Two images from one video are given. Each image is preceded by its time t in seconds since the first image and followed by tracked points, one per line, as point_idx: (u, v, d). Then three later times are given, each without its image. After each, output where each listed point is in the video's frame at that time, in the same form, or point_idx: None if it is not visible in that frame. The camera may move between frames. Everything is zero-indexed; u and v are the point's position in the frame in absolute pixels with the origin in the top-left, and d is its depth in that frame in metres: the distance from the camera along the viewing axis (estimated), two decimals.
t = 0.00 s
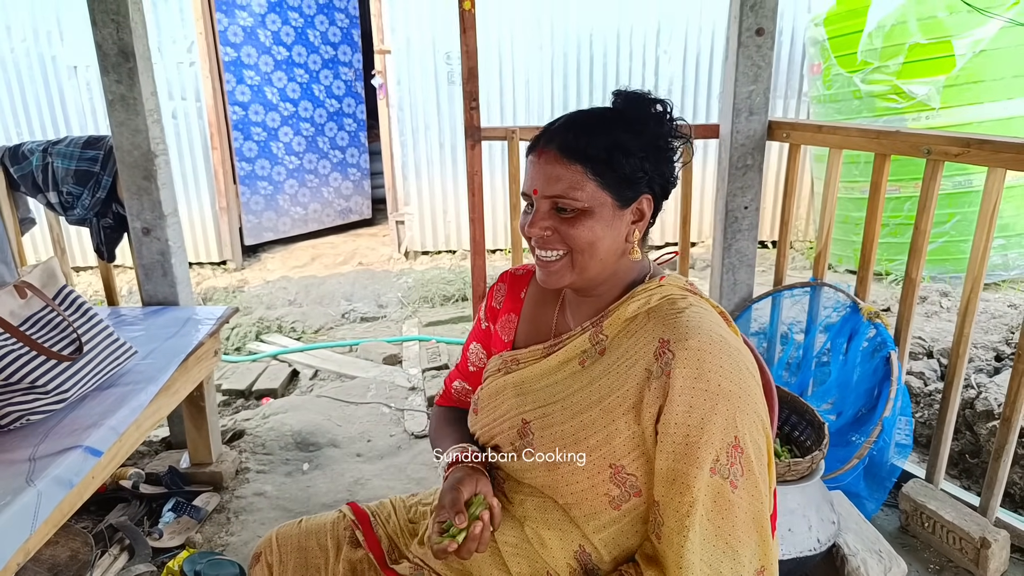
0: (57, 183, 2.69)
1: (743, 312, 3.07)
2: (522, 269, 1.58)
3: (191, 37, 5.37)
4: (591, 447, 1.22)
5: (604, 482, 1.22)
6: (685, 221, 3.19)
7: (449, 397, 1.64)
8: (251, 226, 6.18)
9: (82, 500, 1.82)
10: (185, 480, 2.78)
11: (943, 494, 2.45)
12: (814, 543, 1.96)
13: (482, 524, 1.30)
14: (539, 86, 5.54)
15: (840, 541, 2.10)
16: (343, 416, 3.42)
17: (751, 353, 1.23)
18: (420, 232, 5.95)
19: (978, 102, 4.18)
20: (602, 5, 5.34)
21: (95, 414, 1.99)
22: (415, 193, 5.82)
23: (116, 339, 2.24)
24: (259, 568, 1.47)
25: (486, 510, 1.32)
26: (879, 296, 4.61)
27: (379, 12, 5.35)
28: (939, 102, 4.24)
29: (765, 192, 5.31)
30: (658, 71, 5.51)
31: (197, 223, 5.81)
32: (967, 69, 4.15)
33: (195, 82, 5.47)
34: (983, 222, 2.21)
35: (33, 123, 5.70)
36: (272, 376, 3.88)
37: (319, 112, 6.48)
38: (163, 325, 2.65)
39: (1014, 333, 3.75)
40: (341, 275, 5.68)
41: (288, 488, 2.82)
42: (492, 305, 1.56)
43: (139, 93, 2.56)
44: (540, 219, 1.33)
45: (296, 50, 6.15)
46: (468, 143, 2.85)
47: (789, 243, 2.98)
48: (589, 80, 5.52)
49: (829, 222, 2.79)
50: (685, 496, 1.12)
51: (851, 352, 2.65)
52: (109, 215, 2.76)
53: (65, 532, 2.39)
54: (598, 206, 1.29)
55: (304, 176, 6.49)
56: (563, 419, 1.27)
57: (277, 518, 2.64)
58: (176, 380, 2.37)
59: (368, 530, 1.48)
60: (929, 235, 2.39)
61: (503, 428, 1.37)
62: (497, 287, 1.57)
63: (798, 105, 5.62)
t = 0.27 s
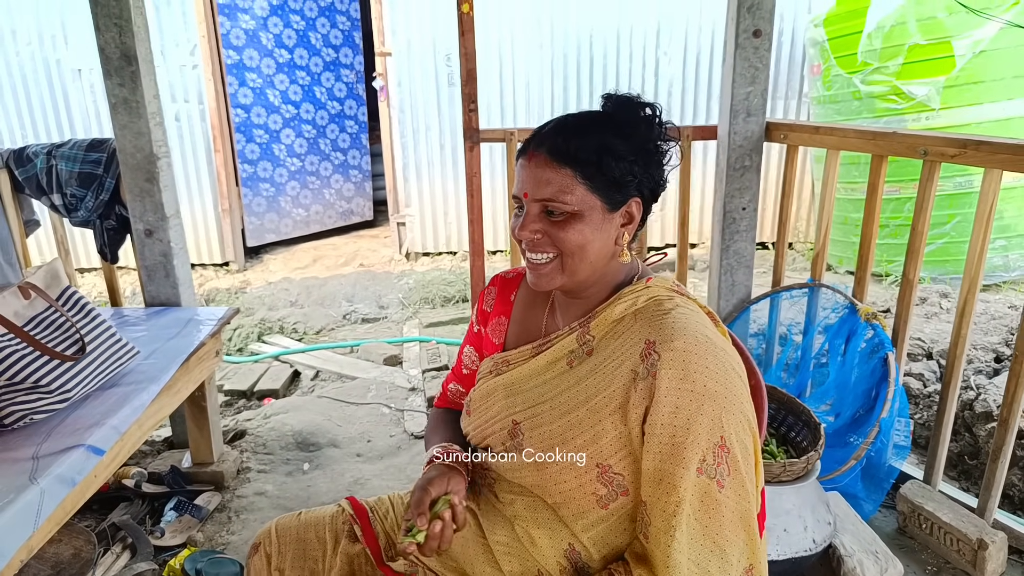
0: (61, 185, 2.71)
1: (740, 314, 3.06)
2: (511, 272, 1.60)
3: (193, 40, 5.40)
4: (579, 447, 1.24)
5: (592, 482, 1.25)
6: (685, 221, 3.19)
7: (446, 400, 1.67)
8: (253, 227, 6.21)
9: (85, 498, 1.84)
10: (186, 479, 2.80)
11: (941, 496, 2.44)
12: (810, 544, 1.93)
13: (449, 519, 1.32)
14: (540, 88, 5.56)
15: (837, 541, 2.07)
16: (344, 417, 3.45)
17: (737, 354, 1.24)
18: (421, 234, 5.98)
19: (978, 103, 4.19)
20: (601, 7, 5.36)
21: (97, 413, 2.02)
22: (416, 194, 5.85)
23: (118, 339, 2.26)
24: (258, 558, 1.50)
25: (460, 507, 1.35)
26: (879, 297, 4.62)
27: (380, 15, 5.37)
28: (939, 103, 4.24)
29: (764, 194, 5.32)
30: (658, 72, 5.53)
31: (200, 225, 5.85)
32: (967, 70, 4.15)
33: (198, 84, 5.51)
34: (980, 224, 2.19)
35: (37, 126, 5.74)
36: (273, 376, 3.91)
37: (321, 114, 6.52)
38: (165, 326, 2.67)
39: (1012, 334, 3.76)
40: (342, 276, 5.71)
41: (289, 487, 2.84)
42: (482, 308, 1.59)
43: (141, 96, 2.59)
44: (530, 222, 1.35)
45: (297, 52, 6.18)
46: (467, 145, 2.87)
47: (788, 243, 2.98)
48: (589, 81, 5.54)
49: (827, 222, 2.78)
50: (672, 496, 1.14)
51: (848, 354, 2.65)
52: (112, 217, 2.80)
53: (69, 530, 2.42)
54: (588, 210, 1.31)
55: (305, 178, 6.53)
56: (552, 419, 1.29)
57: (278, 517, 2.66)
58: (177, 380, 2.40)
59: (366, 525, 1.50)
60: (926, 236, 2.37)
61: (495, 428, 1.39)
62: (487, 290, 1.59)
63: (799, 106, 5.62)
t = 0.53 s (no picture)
0: (65, 187, 2.76)
1: (737, 319, 3.03)
2: (509, 272, 1.62)
3: (198, 43, 5.45)
4: (570, 448, 1.24)
5: (582, 482, 1.24)
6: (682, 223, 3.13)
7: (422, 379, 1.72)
8: (255, 229, 6.25)
9: (85, 494, 1.88)
10: (186, 478, 2.83)
11: (937, 501, 2.39)
12: (802, 548, 1.92)
13: (292, 442, 1.43)
14: (541, 92, 5.60)
15: (829, 544, 2.05)
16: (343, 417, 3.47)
17: (730, 359, 1.25)
18: (422, 237, 6.02)
19: (979, 109, 4.20)
20: (603, 12, 5.39)
21: (97, 412, 2.05)
22: (417, 197, 5.88)
23: (119, 339, 2.29)
24: (253, 554, 1.52)
25: (307, 451, 1.44)
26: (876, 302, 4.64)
27: (383, 19, 5.41)
28: (939, 109, 4.25)
29: (762, 200, 5.34)
30: (659, 77, 5.56)
31: (203, 226, 5.90)
32: (968, 76, 4.17)
33: (202, 87, 5.55)
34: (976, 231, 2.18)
35: (43, 127, 5.80)
36: (274, 377, 3.94)
37: (324, 117, 6.56)
38: (166, 326, 2.70)
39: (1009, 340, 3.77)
40: (343, 278, 5.75)
41: (287, 487, 2.87)
42: (476, 305, 1.60)
43: (144, 99, 2.63)
44: (529, 223, 1.38)
45: (301, 56, 6.23)
46: (466, 149, 2.91)
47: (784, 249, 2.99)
48: (591, 86, 5.57)
49: (824, 227, 2.79)
50: (662, 498, 1.14)
51: (844, 359, 2.64)
52: (115, 218, 2.83)
53: (69, 527, 2.46)
54: (586, 213, 1.33)
55: (308, 180, 6.57)
56: (544, 419, 1.29)
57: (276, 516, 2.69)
58: (177, 379, 2.42)
59: (360, 524, 1.54)
60: (922, 241, 2.36)
61: (486, 428, 1.38)
62: (483, 289, 1.61)
63: (799, 111, 5.64)
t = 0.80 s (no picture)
0: (77, 188, 2.79)
1: (739, 324, 3.03)
2: (511, 272, 1.63)
3: (210, 46, 5.51)
4: (565, 453, 1.25)
5: (576, 487, 1.24)
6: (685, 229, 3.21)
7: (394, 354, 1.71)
8: (263, 230, 6.30)
9: (90, 489, 1.90)
10: (190, 475, 2.87)
11: (937, 510, 2.38)
12: (799, 554, 1.91)
13: (196, 339, 1.44)
14: (548, 96, 5.62)
15: (827, 551, 2.04)
16: (346, 417, 3.50)
17: (726, 369, 1.26)
18: (429, 239, 6.06)
19: (986, 115, 4.17)
20: (611, 17, 5.41)
21: (104, 408, 2.08)
22: (424, 200, 5.92)
23: (126, 336, 2.33)
24: (251, 554, 1.54)
25: (204, 354, 1.45)
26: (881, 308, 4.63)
27: (392, 23, 5.45)
28: (946, 116, 4.25)
29: (764, 205, 5.35)
30: (666, 82, 5.57)
31: (212, 226, 5.95)
32: (974, 83, 4.14)
33: (213, 89, 5.62)
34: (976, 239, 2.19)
35: (57, 127, 5.87)
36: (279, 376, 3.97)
37: (332, 119, 6.61)
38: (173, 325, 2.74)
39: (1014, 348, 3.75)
40: (350, 279, 5.78)
41: (290, 486, 2.90)
42: (476, 302, 1.60)
43: (155, 102, 2.67)
44: (537, 224, 1.38)
45: (311, 58, 6.28)
46: (471, 153, 2.93)
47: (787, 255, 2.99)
48: (598, 90, 5.59)
49: (826, 233, 2.79)
50: (655, 504, 1.14)
51: (846, 365, 2.64)
52: (125, 218, 2.88)
53: (75, 522, 2.49)
54: (595, 219, 1.34)
55: (316, 182, 6.62)
56: (540, 424, 1.29)
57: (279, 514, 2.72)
58: (183, 377, 2.46)
59: (357, 524, 1.56)
60: (923, 249, 2.36)
61: (484, 430, 1.40)
62: (485, 285, 1.61)
63: (806, 117, 5.64)
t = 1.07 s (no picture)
0: (81, 192, 2.84)
1: (737, 330, 3.04)
2: (506, 280, 1.65)
3: (215, 52, 5.57)
4: (555, 459, 1.27)
5: (566, 492, 1.27)
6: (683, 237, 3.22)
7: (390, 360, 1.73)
8: (267, 234, 6.35)
9: (90, 491, 1.93)
10: (191, 477, 2.90)
11: (930, 516, 2.40)
12: (790, 559, 1.93)
13: (185, 343, 1.49)
14: (550, 103, 5.65)
15: (819, 556, 2.05)
16: (347, 421, 3.53)
17: (715, 378, 1.27)
18: (431, 244, 6.09)
19: (985, 124, 4.17)
20: (612, 25, 5.44)
21: (105, 411, 2.12)
22: (427, 205, 5.95)
23: (128, 341, 2.37)
24: (247, 567, 1.57)
25: (193, 357, 1.49)
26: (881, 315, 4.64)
27: (395, 30, 5.49)
28: (944, 125, 4.25)
29: (760, 212, 5.36)
30: (667, 89, 5.59)
31: (216, 231, 6.00)
32: (973, 92, 4.15)
33: (218, 96, 5.67)
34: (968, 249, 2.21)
35: (64, 132, 5.94)
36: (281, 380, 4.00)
37: (336, 125, 6.66)
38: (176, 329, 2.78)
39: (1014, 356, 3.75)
40: (353, 284, 5.82)
41: (290, 489, 2.93)
42: (471, 310, 1.63)
43: (159, 109, 2.71)
44: (531, 230, 1.40)
45: (315, 65, 6.34)
46: (470, 160, 2.96)
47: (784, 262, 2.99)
48: (599, 97, 5.62)
49: (823, 241, 2.81)
50: (642, 511, 1.16)
51: (840, 372, 2.66)
52: (129, 223, 2.90)
53: (76, 524, 2.53)
54: (588, 229, 1.36)
55: (320, 187, 6.67)
56: (532, 430, 1.32)
57: (279, 517, 2.74)
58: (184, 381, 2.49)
59: (348, 529, 1.58)
60: (917, 258, 2.39)
61: (476, 436, 1.42)
62: (478, 294, 1.64)
63: (807, 125, 5.65)
